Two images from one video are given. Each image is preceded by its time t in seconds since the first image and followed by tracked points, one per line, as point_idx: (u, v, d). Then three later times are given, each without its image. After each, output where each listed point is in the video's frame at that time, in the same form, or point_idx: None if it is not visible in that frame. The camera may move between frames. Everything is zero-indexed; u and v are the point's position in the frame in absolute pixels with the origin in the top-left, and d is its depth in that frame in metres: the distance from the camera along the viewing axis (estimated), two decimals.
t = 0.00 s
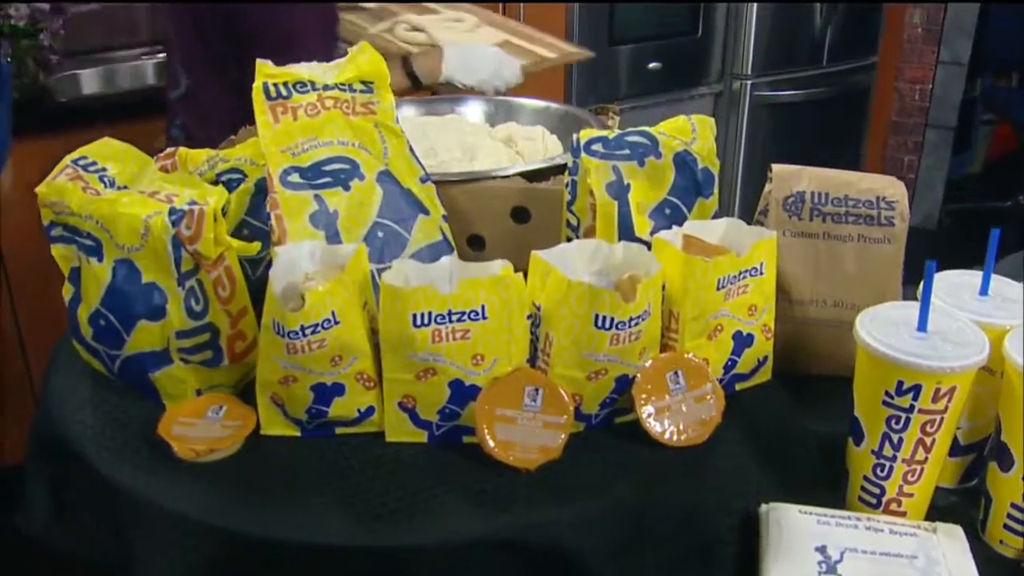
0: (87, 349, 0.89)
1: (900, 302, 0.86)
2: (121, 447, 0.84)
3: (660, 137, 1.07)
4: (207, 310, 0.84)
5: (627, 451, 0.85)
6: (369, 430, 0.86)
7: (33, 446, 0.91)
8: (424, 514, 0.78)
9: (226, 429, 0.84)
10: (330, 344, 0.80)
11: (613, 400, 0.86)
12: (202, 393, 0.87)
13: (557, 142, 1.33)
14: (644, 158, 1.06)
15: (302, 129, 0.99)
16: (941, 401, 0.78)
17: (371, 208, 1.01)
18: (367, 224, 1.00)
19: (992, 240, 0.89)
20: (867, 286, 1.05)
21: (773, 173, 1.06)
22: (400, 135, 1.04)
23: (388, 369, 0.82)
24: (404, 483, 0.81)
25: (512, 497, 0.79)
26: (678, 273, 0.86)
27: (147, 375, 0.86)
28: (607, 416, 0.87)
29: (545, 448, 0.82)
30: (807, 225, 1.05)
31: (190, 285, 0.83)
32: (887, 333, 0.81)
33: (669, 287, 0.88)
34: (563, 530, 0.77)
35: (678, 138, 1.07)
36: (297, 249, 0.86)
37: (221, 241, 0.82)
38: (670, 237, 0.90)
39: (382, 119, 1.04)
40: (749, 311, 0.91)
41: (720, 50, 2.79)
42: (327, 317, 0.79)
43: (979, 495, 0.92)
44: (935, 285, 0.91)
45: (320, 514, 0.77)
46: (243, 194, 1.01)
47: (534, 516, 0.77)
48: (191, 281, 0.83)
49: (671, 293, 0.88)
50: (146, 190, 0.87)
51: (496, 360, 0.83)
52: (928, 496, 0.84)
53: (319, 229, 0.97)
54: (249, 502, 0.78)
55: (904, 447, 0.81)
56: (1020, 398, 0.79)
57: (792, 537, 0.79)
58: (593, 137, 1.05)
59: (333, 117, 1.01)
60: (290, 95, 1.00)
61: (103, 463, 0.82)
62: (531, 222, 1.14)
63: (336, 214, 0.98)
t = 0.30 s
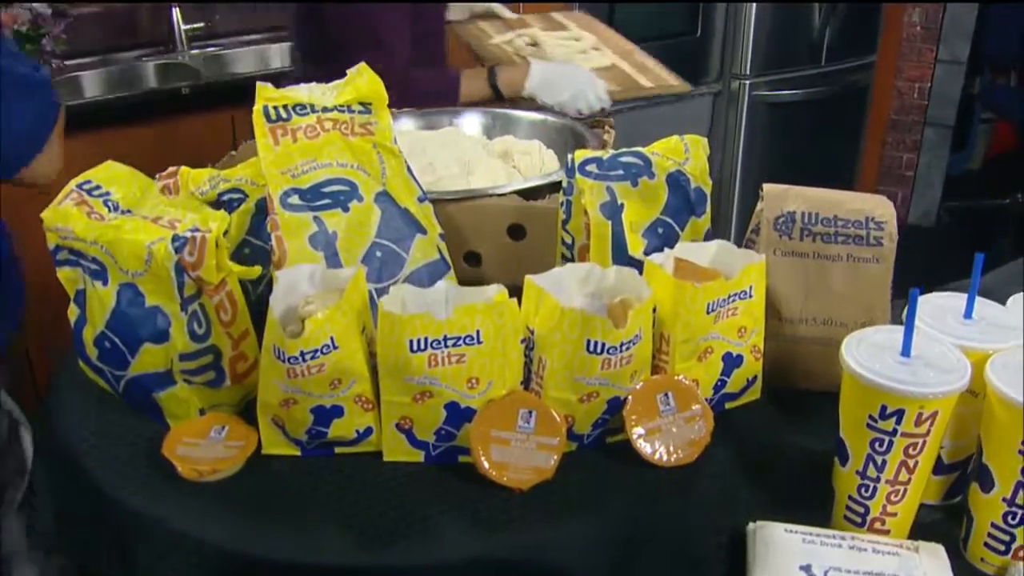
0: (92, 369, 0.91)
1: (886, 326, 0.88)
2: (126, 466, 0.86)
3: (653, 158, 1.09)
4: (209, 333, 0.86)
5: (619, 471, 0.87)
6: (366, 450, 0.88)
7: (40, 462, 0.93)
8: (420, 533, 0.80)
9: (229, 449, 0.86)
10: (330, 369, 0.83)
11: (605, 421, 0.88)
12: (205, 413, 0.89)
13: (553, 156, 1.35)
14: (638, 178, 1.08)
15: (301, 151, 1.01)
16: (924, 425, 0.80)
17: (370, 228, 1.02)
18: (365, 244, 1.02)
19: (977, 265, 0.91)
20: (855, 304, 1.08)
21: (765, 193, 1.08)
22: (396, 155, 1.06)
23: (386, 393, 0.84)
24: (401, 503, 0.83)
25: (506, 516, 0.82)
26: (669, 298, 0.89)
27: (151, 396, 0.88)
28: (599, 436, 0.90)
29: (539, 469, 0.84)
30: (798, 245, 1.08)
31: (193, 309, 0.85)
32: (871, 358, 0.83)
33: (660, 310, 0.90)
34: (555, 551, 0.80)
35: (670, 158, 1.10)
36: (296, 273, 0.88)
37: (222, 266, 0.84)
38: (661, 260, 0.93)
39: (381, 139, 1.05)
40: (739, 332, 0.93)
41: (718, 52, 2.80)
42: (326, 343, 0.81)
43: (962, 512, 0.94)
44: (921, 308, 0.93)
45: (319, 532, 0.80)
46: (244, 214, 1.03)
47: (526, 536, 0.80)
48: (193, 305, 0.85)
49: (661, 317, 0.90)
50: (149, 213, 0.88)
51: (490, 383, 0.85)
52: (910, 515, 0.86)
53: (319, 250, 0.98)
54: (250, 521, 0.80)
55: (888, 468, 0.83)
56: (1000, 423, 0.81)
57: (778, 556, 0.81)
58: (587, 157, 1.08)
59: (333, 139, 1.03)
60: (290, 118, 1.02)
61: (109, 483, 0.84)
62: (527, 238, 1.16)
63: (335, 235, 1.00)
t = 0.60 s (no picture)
0: (100, 376, 0.95)
1: (867, 341, 0.91)
2: (134, 472, 0.89)
3: (645, 168, 1.12)
4: (213, 345, 0.89)
5: (608, 479, 0.91)
6: (364, 457, 0.91)
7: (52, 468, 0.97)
8: (416, 541, 0.83)
9: (233, 457, 0.89)
10: (329, 382, 0.86)
11: (595, 429, 0.92)
12: (209, 420, 0.93)
13: (548, 160, 1.38)
14: (629, 189, 1.11)
15: (302, 163, 1.03)
16: (900, 438, 0.84)
17: (368, 238, 1.06)
18: (364, 254, 1.05)
19: (956, 280, 0.94)
20: (841, 312, 1.11)
21: (753, 204, 1.10)
22: (394, 164, 1.09)
23: (383, 404, 0.88)
24: (398, 510, 0.87)
25: (499, 525, 0.85)
26: (657, 311, 0.92)
27: (157, 404, 0.92)
28: (589, 444, 0.93)
29: (530, 477, 0.88)
30: (785, 254, 1.10)
31: (196, 323, 0.88)
32: (851, 373, 0.86)
33: (648, 323, 0.93)
34: (543, 559, 0.83)
35: (662, 168, 1.13)
36: (296, 286, 0.91)
37: (225, 282, 0.87)
38: (649, 273, 0.97)
39: (381, 150, 1.07)
40: (725, 343, 0.96)
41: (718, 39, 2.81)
42: (325, 358, 0.85)
43: (939, 516, 0.97)
44: (902, 321, 0.96)
45: (318, 539, 0.83)
46: (246, 223, 1.07)
47: (517, 544, 0.83)
48: (198, 319, 0.88)
49: (650, 330, 0.93)
50: (153, 229, 0.91)
51: (484, 396, 0.88)
52: (888, 522, 0.90)
53: (318, 261, 1.02)
54: (252, 527, 0.84)
55: (865, 478, 0.87)
56: (974, 436, 0.84)
57: (759, 562, 0.85)
58: (580, 168, 1.11)
59: (332, 151, 1.05)
60: (290, 131, 1.03)
61: (118, 490, 0.88)
62: (522, 244, 1.19)
63: (334, 246, 1.03)
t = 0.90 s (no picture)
0: (103, 375, 0.98)
1: (840, 346, 0.94)
2: (136, 469, 0.93)
3: (630, 169, 1.15)
4: (211, 348, 0.93)
5: (591, 477, 0.95)
6: (358, 454, 0.95)
7: (59, 463, 1.01)
8: (405, 538, 0.87)
9: (231, 455, 0.93)
10: (322, 386, 0.89)
11: (579, 429, 0.96)
12: (207, 418, 0.96)
13: (538, 153, 1.41)
14: (615, 190, 1.13)
15: (295, 166, 1.06)
16: (870, 442, 0.87)
17: (360, 239, 1.09)
18: (357, 254, 1.09)
19: (928, 286, 0.97)
20: (820, 310, 1.14)
21: (735, 206, 1.13)
22: (387, 164, 1.11)
23: (375, 406, 0.91)
24: (389, 507, 0.90)
25: (486, 523, 0.89)
26: (638, 315, 0.95)
27: (158, 403, 0.96)
28: (573, 442, 0.97)
29: (515, 475, 0.92)
30: (767, 254, 1.13)
31: (195, 327, 0.92)
32: (824, 379, 0.89)
33: (630, 327, 0.97)
34: (527, 556, 0.87)
35: (647, 169, 1.15)
36: (291, 290, 0.95)
37: (222, 287, 0.92)
38: (631, 277, 1.00)
39: (372, 151, 1.09)
40: (705, 345, 1.00)
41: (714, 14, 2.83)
42: (319, 363, 0.88)
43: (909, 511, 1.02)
44: (876, 325, 0.99)
45: (312, 536, 0.87)
46: (242, 224, 1.10)
47: (502, 542, 0.87)
48: (196, 323, 0.92)
49: (632, 333, 0.97)
50: (152, 234, 0.94)
51: (472, 398, 0.92)
52: (859, 519, 0.94)
53: (312, 263, 1.06)
54: (249, 524, 0.88)
55: (837, 478, 0.90)
56: (940, 440, 0.87)
57: (734, 558, 0.89)
58: (568, 169, 1.13)
59: (325, 154, 1.07)
60: (285, 134, 1.05)
61: (121, 486, 0.91)
62: (512, 240, 1.22)
63: (327, 247, 1.07)
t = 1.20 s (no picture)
0: (105, 367, 1.03)
1: (814, 343, 0.98)
2: (137, 459, 0.97)
3: (616, 164, 1.18)
4: (209, 343, 0.97)
5: (573, 467, 0.99)
6: (351, 444, 1.00)
7: (65, 451, 1.05)
8: (394, 526, 0.91)
9: (230, 445, 0.97)
10: (315, 381, 0.93)
11: (563, 421, 1.01)
12: (206, 409, 1.01)
13: (529, 143, 1.45)
14: (602, 184, 1.17)
15: (289, 161, 1.09)
16: (840, 437, 0.91)
17: (353, 233, 1.13)
18: (349, 248, 1.12)
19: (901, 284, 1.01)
20: (799, 301, 1.17)
21: (718, 201, 1.16)
22: (379, 158, 1.14)
23: (366, 399, 0.95)
24: (378, 496, 0.94)
25: (471, 512, 0.93)
26: (620, 311, 0.99)
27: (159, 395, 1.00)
28: (557, 432, 1.01)
29: (500, 466, 0.95)
30: (749, 247, 1.16)
31: (193, 324, 0.95)
32: (797, 376, 0.92)
33: (612, 322, 1.01)
34: (510, 544, 0.91)
35: (633, 164, 1.18)
36: (285, 285, 0.98)
37: (218, 286, 0.95)
38: (613, 273, 1.03)
39: (365, 146, 1.12)
40: (684, 339, 1.04)
41: None
42: (311, 360, 0.92)
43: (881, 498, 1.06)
44: (850, 322, 1.03)
45: (305, 524, 0.91)
46: (238, 217, 1.14)
47: (487, 530, 0.91)
48: (194, 319, 0.96)
49: (614, 328, 1.01)
50: (150, 232, 0.98)
51: (458, 391, 0.96)
52: (830, 508, 0.97)
53: (306, 256, 1.10)
54: (244, 513, 0.92)
55: (808, 470, 0.94)
56: (908, 436, 0.91)
57: (709, 546, 0.92)
58: (554, 164, 1.17)
59: (318, 150, 1.10)
60: (278, 131, 1.09)
61: (123, 476, 0.95)
62: (501, 231, 1.26)
63: (320, 242, 1.10)
